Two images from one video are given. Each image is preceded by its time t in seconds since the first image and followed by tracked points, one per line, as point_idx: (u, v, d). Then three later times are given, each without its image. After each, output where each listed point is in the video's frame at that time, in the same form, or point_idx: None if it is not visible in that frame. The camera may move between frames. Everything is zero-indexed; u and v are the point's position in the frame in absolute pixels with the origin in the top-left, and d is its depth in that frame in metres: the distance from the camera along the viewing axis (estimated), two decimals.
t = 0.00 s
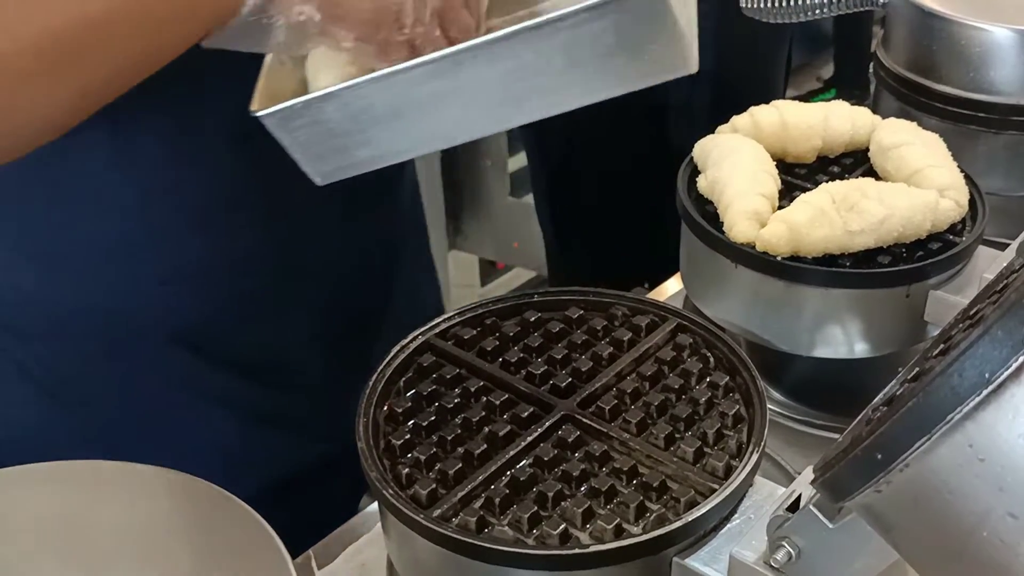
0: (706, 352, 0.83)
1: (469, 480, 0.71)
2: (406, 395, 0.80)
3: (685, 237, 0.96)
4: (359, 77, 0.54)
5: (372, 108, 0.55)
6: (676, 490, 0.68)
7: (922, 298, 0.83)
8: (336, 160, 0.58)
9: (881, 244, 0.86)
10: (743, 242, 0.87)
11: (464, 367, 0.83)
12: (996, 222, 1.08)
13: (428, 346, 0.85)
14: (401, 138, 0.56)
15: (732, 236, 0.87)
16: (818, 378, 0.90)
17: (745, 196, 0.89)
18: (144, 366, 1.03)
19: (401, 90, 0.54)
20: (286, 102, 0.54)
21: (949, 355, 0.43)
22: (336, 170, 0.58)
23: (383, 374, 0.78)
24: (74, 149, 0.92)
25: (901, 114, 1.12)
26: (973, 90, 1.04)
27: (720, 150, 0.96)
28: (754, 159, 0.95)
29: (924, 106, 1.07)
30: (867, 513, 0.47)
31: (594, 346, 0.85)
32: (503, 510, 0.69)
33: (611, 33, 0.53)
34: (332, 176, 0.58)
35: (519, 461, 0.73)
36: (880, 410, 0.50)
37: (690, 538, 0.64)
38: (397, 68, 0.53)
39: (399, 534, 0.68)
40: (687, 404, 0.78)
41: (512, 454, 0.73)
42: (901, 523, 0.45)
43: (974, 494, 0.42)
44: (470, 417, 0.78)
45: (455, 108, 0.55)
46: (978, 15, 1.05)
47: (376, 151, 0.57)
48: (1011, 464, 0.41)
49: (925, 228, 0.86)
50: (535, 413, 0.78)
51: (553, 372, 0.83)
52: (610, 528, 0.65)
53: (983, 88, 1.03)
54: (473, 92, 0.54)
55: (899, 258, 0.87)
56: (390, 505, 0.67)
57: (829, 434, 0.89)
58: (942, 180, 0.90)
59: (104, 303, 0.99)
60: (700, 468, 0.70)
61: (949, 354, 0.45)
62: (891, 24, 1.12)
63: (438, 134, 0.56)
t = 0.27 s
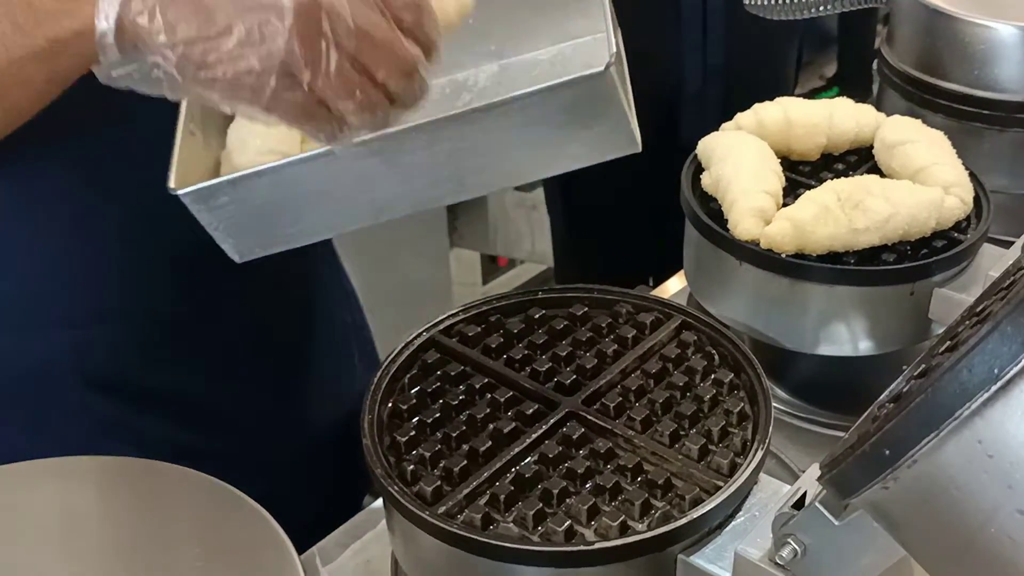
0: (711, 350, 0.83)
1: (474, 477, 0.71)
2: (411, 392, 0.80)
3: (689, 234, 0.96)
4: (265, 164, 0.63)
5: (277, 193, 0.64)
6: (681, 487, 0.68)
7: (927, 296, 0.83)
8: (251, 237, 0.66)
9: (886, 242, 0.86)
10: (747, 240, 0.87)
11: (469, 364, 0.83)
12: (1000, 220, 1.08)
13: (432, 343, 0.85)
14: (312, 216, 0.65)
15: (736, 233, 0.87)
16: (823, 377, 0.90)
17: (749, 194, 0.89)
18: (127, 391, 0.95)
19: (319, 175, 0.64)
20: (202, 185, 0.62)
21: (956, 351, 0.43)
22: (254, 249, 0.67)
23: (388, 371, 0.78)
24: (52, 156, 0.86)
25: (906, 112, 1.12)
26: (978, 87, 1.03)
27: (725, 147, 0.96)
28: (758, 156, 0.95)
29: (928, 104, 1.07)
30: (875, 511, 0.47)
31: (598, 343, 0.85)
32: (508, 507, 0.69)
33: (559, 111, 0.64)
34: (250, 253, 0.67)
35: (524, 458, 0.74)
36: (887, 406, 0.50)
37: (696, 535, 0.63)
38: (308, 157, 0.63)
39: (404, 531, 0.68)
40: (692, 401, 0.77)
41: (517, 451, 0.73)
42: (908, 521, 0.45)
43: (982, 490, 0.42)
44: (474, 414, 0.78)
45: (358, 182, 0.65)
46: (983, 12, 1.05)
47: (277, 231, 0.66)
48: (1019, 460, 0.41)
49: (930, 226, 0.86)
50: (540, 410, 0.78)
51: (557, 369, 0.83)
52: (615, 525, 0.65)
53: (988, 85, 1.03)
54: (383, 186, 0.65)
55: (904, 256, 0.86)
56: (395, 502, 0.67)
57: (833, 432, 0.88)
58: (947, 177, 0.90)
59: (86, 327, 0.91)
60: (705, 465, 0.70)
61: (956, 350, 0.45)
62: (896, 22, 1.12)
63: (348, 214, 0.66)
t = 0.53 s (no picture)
0: (712, 348, 0.83)
1: (477, 474, 0.71)
2: (414, 390, 0.80)
3: (692, 232, 0.96)
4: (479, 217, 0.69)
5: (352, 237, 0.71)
6: (683, 485, 0.69)
7: (928, 295, 0.83)
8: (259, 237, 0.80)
9: (887, 241, 0.86)
10: (749, 239, 0.87)
11: (472, 362, 0.83)
12: (1001, 220, 1.08)
13: (435, 340, 0.85)
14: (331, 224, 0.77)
15: (739, 232, 0.87)
16: (824, 376, 0.90)
17: (752, 192, 0.89)
18: (121, 403, 0.96)
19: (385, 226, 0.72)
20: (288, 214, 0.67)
21: (960, 348, 0.44)
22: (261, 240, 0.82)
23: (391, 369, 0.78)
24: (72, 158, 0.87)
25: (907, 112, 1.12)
26: (979, 87, 1.04)
27: (727, 147, 0.96)
28: (760, 155, 0.95)
29: (930, 104, 1.08)
30: (877, 508, 0.47)
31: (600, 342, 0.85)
32: (511, 504, 0.69)
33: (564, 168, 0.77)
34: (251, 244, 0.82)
35: (527, 456, 0.74)
36: (890, 404, 0.50)
37: (698, 533, 0.64)
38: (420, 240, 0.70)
39: (408, 529, 0.68)
40: (694, 399, 0.78)
41: (519, 449, 0.73)
42: (910, 518, 0.46)
43: (982, 487, 0.42)
44: (477, 412, 0.78)
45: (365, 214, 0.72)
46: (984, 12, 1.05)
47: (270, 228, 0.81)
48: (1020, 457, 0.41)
49: (931, 226, 0.87)
50: (543, 408, 0.78)
51: (560, 367, 0.83)
52: (618, 523, 0.66)
53: (989, 85, 1.03)
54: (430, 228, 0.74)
55: (905, 255, 0.87)
56: (399, 499, 0.67)
57: (834, 431, 0.89)
58: (948, 177, 0.90)
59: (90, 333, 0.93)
60: (708, 463, 0.70)
61: (959, 347, 0.45)
62: (897, 23, 1.12)
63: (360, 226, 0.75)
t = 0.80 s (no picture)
0: (711, 347, 0.83)
1: (474, 474, 0.71)
2: (412, 389, 0.80)
3: (691, 231, 0.96)
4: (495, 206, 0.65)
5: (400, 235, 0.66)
6: (681, 484, 0.68)
7: (927, 294, 0.83)
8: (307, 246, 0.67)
9: (886, 240, 0.86)
10: (748, 238, 0.87)
11: (470, 361, 0.83)
12: (1001, 220, 1.08)
13: (433, 340, 0.85)
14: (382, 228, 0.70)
15: (738, 232, 0.87)
16: (823, 375, 0.90)
17: (751, 190, 0.89)
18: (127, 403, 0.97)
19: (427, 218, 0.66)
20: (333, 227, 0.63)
21: (957, 347, 0.44)
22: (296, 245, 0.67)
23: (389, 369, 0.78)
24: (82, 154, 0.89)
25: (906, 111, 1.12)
26: (978, 86, 1.04)
27: (726, 146, 0.96)
28: (759, 154, 0.95)
29: (929, 104, 1.07)
30: (875, 507, 0.47)
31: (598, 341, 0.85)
32: (508, 504, 0.69)
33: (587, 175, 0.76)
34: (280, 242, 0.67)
35: (525, 455, 0.74)
36: (887, 403, 0.50)
37: (695, 532, 0.64)
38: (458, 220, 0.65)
39: (405, 528, 0.68)
40: (692, 399, 0.78)
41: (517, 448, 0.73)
42: (908, 517, 0.45)
43: (981, 486, 0.42)
44: (475, 411, 0.78)
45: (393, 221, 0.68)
46: (983, 12, 1.05)
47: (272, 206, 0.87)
48: (1018, 457, 0.41)
49: (930, 225, 0.86)
50: (540, 407, 0.78)
51: (558, 366, 0.83)
52: (615, 523, 0.65)
53: (988, 84, 1.03)
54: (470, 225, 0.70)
55: (903, 254, 0.87)
56: (396, 498, 0.67)
57: (832, 430, 0.89)
58: (947, 176, 0.90)
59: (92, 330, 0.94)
60: (706, 463, 0.70)
61: (956, 347, 0.45)
62: (897, 22, 1.12)
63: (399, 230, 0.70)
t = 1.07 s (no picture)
0: (710, 346, 0.83)
1: (474, 473, 0.71)
2: (411, 388, 0.80)
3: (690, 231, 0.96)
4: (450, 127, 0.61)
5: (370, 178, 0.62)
6: (680, 483, 0.69)
7: (926, 293, 0.83)
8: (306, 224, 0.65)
9: (885, 240, 0.86)
10: (747, 237, 0.87)
11: (469, 361, 0.83)
12: (1000, 219, 1.08)
13: (432, 339, 0.85)
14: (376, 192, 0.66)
15: (737, 231, 0.87)
16: (821, 374, 0.90)
17: (750, 190, 0.89)
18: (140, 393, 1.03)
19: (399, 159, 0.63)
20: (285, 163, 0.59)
21: (956, 346, 0.44)
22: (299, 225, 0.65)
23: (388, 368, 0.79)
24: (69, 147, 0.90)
25: (906, 111, 1.12)
26: (978, 86, 1.04)
27: (725, 146, 0.96)
28: (758, 153, 0.95)
29: (928, 103, 1.08)
30: (873, 506, 0.47)
31: (598, 340, 0.85)
32: (508, 503, 0.69)
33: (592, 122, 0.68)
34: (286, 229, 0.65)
35: (524, 454, 0.74)
36: (886, 402, 0.50)
37: (694, 531, 0.64)
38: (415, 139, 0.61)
39: (404, 526, 0.68)
40: (692, 398, 0.78)
41: (516, 448, 0.73)
42: (907, 516, 0.46)
43: (979, 485, 0.42)
44: (474, 410, 0.78)
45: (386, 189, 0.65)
46: (983, 11, 1.05)
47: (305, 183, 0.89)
48: (1016, 456, 0.41)
49: (930, 224, 0.86)
50: (539, 406, 0.78)
51: (557, 366, 0.83)
52: (614, 522, 0.65)
53: (988, 84, 1.03)
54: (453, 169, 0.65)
55: (903, 254, 0.87)
56: (395, 497, 0.67)
57: (831, 429, 0.89)
58: (946, 176, 0.90)
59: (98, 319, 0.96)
60: (705, 462, 0.70)
61: (955, 346, 0.45)
62: (896, 21, 1.12)
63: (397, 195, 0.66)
